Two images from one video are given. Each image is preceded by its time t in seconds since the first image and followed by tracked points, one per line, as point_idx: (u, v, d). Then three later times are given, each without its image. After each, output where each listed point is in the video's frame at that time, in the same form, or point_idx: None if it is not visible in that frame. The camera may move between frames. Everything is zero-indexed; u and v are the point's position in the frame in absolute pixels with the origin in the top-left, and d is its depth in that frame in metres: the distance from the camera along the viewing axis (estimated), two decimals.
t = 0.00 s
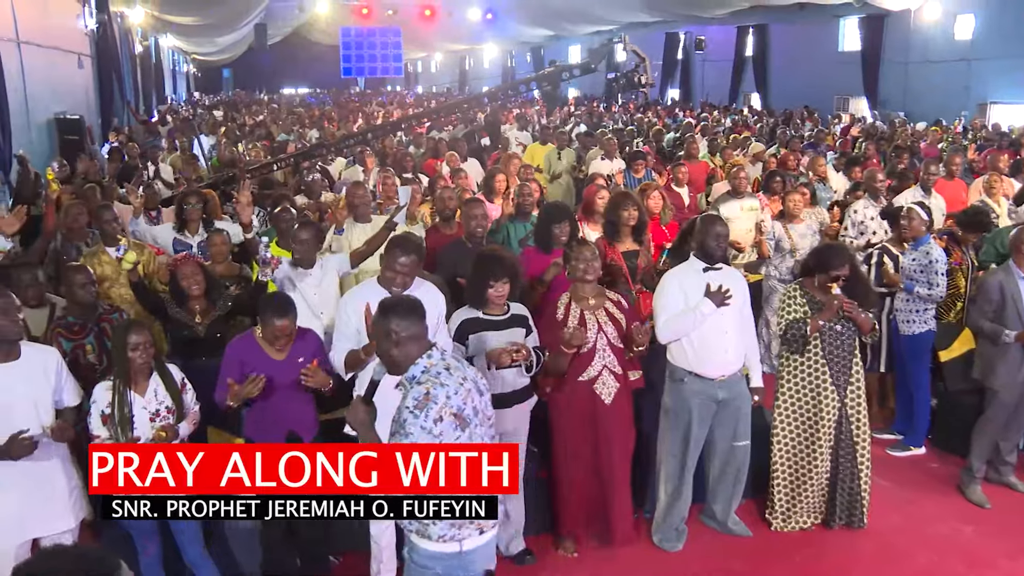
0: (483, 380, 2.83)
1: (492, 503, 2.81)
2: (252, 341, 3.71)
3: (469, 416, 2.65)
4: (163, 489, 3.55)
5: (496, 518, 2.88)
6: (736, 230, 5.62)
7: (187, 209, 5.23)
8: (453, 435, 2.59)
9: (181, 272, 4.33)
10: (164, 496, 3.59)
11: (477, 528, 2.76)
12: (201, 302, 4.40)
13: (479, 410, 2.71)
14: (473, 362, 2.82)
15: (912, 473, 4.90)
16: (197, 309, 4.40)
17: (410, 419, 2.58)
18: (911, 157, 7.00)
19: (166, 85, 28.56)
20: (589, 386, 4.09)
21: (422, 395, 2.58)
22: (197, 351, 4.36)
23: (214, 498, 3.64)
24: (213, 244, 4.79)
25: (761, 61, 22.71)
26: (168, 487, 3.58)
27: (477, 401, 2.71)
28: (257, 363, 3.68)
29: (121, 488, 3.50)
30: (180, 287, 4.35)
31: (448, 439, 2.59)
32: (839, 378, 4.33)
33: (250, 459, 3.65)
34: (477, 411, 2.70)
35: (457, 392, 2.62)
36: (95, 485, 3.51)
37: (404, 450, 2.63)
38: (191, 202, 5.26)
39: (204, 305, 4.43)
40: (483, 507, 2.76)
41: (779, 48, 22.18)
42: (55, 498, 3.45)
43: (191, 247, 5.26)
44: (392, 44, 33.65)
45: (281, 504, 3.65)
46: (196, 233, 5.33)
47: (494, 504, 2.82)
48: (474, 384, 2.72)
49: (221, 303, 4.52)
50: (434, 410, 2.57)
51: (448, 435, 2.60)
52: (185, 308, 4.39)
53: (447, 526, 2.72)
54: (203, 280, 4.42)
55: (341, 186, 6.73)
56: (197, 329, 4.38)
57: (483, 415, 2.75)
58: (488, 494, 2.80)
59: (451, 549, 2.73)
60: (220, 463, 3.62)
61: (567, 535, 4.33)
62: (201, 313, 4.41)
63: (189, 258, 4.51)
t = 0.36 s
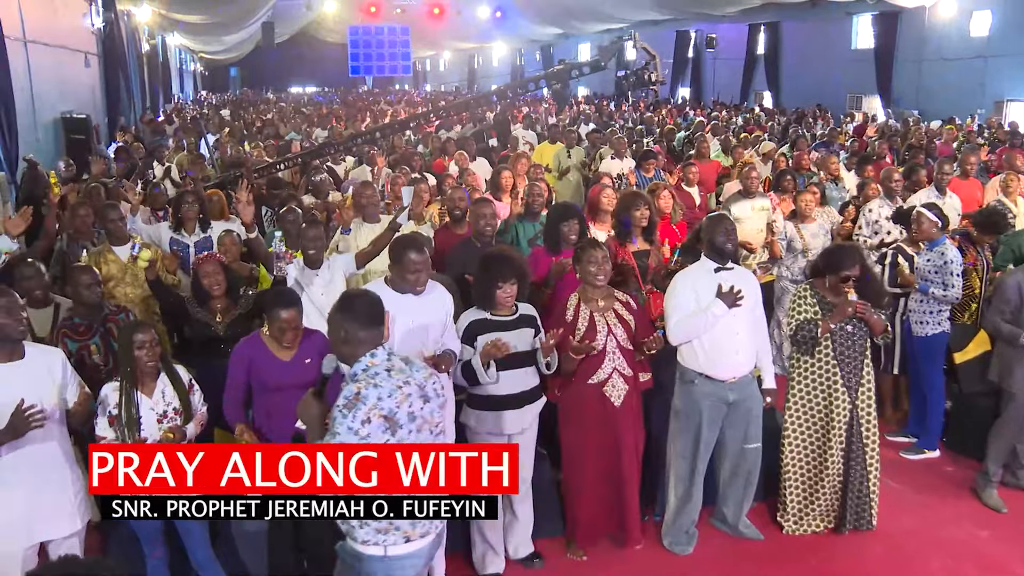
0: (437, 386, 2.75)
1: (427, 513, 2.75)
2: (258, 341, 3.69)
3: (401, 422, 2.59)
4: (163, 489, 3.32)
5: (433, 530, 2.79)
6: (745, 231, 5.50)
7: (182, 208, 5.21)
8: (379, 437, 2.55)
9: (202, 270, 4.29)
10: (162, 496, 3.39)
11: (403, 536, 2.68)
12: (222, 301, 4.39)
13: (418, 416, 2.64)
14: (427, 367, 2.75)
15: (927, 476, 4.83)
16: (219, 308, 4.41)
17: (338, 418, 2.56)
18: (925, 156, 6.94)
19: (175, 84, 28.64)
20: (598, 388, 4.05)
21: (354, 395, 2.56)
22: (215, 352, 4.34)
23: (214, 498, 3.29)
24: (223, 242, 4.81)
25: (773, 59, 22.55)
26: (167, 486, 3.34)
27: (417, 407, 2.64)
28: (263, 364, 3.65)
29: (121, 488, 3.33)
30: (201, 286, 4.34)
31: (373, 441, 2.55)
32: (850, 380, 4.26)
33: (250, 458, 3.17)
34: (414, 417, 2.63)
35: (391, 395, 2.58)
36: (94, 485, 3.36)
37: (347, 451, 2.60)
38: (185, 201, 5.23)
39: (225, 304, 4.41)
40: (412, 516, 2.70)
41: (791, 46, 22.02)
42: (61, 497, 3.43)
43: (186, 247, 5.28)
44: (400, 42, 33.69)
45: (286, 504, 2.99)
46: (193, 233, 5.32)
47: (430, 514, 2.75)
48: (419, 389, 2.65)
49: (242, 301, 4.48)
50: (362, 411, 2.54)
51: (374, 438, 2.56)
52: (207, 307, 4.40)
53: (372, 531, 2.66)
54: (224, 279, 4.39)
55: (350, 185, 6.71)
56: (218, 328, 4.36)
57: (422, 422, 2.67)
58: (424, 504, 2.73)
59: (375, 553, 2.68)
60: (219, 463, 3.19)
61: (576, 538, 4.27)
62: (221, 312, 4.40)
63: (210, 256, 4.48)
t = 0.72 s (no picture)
0: (379, 405, 2.69)
1: (355, 531, 2.74)
2: (266, 341, 3.66)
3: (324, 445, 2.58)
4: (163, 490, 3.16)
5: (358, 551, 2.76)
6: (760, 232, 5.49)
7: (187, 206, 5.18)
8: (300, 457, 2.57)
9: (220, 268, 4.23)
10: (163, 496, 3.20)
11: (316, 554, 2.69)
12: (240, 299, 4.34)
13: (348, 438, 2.61)
14: (371, 385, 2.68)
15: (945, 485, 4.76)
16: (236, 306, 4.35)
17: (265, 432, 2.59)
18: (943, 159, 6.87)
19: (186, 81, 28.62)
20: (609, 389, 3.98)
21: (280, 413, 2.57)
22: (231, 352, 4.31)
23: (214, 497, 3.02)
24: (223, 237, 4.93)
25: (790, 59, 22.31)
26: (167, 485, 3.16)
27: (348, 430, 2.61)
28: (271, 363, 3.62)
29: (122, 489, 3.21)
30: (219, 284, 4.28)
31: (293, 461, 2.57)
32: (867, 386, 4.19)
33: (248, 458, 2.74)
34: (342, 439, 2.60)
35: (317, 417, 2.57)
36: (95, 484, 3.26)
37: (349, 451, 2.64)
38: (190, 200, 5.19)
39: (243, 302, 4.36)
40: (334, 535, 2.69)
41: (808, 45, 21.83)
42: (67, 501, 3.39)
43: (192, 247, 5.23)
44: (413, 40, 33.67)
45: (282, 505, 2.66)
46: (197, 232, 5.28)
47: (357, 534, 2.74)
48: (351, 412, 2.61)
49: (262, 299, 4.40)
50: (286, 431, 2.55)
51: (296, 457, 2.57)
52: (224, 306, 4.35)
53: (287, 545, 2.71)
54: (243, 277, 4.33)
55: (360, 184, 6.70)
56: (234, 327, 4.32)
57: (360, 440, 2.66)
58: (352, 523, 2.72)
59: (291, 563, 2.72)
60: (219, 462, 2.86)
61: (586, 543, 4.21)
62: (239, 310, 4.35)
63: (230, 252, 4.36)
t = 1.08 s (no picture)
0: (372, 400, 2.66)
1: (349, 525, 2.66)
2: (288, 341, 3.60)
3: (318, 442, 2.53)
4: (163, 490, 3.06)
5: (352, 543, 2.67)
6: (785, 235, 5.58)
7: (210, 203, 5.16)
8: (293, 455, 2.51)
9: (236, 268, 4.16)
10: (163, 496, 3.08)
11: (310, 547, 2.60)
12: (254, 298, 4.29)
13: (342, 434, 2.58)
14: (364, 379, 2.65)
15: (972, 494, 4.71)
16: (250, 305, 4.30)
17: (257, 430, 2.54)
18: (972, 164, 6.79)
19: (207, 78, 28.70)
20: (630, 393, 3.94)
21: (272, 411, 2.52)
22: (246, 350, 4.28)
23: (215, 497, 2.94)
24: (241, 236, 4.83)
25: (816, 60, 22.04)
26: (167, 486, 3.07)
27: (342, 427, 2.57)
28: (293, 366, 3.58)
29: (121, 489, 3.12)
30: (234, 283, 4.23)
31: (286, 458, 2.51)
32: (893, 395, 4.13)
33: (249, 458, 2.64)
34: (336, 435, 2.56)
35: (310, 415, 2.52)
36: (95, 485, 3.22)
37: (349, 450, 2.61)
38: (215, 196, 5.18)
39: (257, 301, 4.31)
40: (327, 529, 2.61)
41: (833, 47, 21.57)
42: (84, 497, 3.41)
43: (214, 243, 5.20)
44: (435, 37, 33.60)
45: (281, 505, 2.58)
46: (220, 228, 5.24)
47: (351, 527, 2.66)
48: (344, 409, 2.58)
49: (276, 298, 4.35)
50: (279, 429, 2.50)
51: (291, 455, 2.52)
52: (238, 304, 4.31)
53: (281, 537, 2.62)
54: (258, 276, 4.28)
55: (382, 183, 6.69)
56: (248, 325, 4.27)
57: (360, 440, 2.64)
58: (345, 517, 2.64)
59: (285, 556, 2.62)
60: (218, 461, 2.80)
61: (605, 546, 4.17)
62: (253, 309, 4.30)
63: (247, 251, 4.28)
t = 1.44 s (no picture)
0: (383, 391, 2.63)
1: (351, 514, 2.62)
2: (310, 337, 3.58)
3: (323, 424, 2.50)
4: (163, 490, 3.06)
5: (352, 535, 2.63)
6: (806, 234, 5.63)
7: (242, 194, 5.18)
8: (297, 434, 2.48)
9: (244, 262, 4.22)
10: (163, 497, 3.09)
11: (311, 533, 2.58)
12: (262, 290, 4.32)
13: (348, 421, 2.54)
14: (377, 370, 2.63)
15: (993, 495, 4.69)
16: (258, 296, 4.33)
17: (264, 407, 2.52)
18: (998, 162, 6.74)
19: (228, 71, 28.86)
20: (652, 391, 3.93)
21: (281, 387, 2.51)
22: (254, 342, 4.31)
23: (215, 498, 2.98)
24: (266, 230, 4.75)
25: (840, 57, 21.85)
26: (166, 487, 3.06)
27: (350, 412, 2.54)
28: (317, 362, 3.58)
29: (121, 489, 3.12)
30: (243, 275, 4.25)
31: (289, 438, 2.49)
32: (913, 394, 4.10)
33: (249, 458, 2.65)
34: (342, 420, 2.53)
35: (318, 395, 2.49)
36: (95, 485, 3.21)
37: (349, 450, 2.58)
38: (247, 186, 5.21)
39: (265, 293, 4.34)
40: (330, 517, 2.58)
41: (858, 43, 21.37)
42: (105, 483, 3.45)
43: (246, 233, 5.21)
44: (456, 32, 33.57)
45: (281, 505, 2.58)
46: (252, 220, 5.29)
47: (353, 517, 2.62)
48: (353, 394, 2.55)
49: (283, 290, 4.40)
50: (286, 405, 2.48)
51: (294, 435, 2.49)
52: (246, 296, 4.33)
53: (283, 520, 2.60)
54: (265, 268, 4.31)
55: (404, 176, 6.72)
56: (256, 315, 4.31)
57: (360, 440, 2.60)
58: (346, 507, 2.60)
59: (286, 542, 2.60)
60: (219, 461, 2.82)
61: (622, 542, 4.17)
62: (260, 300, 4.33)
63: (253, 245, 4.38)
